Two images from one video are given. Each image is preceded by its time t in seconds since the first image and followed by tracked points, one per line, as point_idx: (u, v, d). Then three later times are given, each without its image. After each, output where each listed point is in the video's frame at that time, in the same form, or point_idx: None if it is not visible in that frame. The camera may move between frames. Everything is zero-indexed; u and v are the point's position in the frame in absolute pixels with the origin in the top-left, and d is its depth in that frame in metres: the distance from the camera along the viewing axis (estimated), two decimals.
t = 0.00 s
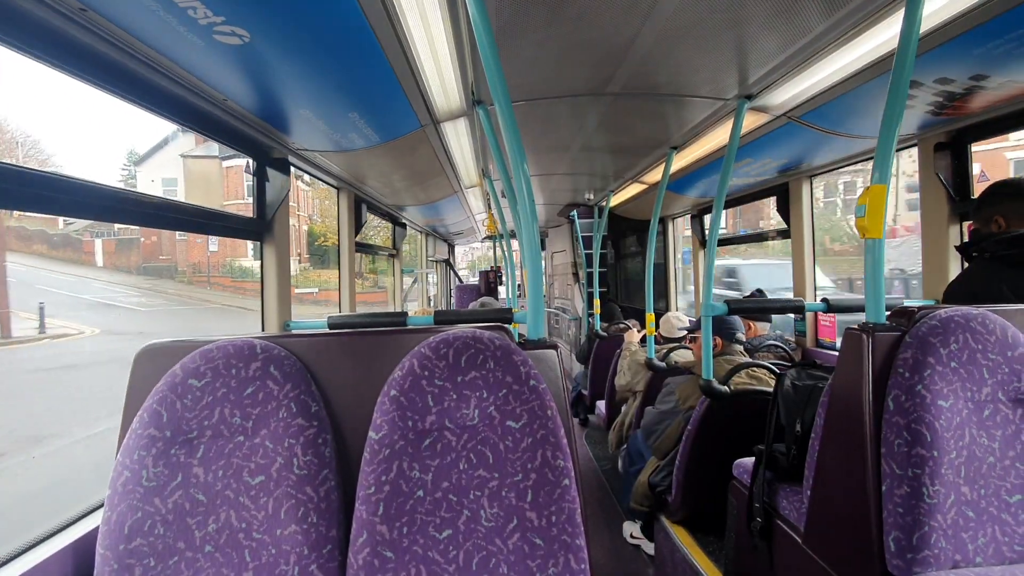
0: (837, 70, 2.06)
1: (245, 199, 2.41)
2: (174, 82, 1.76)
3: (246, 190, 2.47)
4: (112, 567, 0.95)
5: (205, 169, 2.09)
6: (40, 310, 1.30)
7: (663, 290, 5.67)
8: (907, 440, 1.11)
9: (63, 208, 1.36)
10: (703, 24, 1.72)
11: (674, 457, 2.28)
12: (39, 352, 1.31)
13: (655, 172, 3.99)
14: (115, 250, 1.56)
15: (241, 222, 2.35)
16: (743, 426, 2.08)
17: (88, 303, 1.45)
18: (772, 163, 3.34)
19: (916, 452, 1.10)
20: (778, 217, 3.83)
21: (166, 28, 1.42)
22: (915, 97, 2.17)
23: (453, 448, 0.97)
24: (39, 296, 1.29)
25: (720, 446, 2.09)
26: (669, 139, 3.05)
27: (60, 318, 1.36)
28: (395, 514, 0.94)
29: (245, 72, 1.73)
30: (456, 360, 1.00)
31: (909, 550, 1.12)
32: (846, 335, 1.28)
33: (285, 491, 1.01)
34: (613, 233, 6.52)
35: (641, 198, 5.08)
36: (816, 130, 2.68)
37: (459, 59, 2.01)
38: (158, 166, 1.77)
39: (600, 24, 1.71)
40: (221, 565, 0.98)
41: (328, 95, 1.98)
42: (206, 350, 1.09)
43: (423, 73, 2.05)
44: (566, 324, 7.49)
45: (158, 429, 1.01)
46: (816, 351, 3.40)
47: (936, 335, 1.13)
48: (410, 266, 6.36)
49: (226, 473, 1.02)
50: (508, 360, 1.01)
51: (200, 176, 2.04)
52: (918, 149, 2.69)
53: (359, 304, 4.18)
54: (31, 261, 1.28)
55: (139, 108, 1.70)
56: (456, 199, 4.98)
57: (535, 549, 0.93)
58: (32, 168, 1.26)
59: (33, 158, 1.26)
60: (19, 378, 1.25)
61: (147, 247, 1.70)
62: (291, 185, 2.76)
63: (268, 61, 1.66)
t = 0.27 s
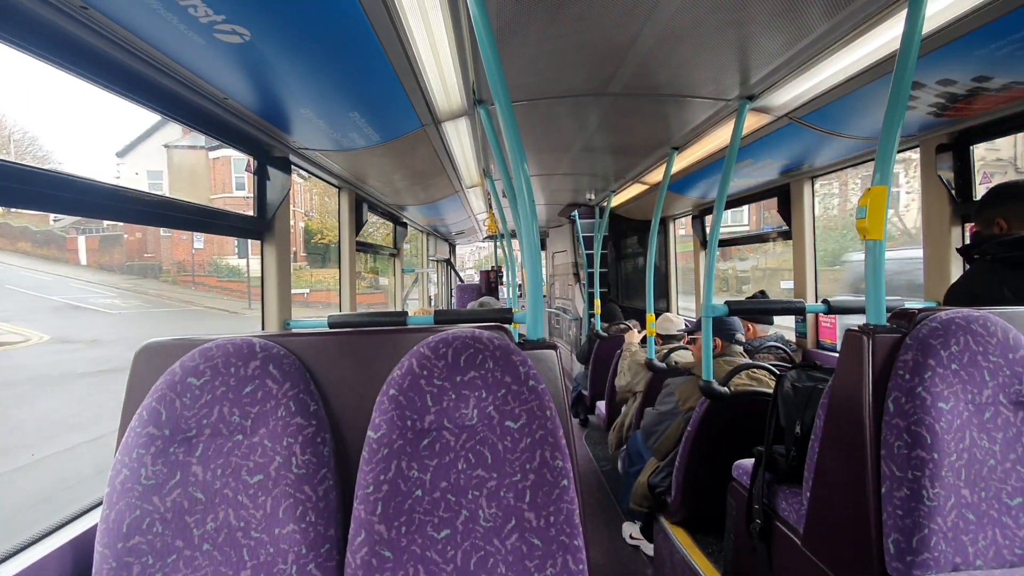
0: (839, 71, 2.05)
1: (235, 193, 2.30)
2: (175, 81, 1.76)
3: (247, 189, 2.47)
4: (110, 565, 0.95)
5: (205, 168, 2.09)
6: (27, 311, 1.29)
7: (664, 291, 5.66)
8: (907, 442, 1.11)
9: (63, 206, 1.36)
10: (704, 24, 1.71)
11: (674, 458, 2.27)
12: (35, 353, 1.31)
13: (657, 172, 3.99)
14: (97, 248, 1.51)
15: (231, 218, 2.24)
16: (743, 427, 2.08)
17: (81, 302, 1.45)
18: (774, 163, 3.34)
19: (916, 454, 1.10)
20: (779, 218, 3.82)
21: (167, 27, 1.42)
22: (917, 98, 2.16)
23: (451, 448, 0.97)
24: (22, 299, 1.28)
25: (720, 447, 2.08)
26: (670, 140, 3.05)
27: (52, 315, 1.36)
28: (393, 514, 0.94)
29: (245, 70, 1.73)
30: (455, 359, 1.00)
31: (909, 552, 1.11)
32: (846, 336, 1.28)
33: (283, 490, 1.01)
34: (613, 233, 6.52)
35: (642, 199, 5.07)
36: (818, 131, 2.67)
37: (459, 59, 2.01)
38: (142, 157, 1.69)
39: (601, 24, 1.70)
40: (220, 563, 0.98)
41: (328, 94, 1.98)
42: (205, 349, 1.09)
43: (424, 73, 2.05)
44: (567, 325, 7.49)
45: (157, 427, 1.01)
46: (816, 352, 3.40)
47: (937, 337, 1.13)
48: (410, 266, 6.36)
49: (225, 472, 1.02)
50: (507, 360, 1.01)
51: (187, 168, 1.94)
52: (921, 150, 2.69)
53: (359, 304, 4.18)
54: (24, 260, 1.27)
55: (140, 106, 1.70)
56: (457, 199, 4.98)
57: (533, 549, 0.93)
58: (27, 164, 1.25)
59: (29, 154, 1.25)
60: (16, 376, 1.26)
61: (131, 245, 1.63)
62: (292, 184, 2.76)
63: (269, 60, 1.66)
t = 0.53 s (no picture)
0: (840, 70, 2.05)
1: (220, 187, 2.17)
2: (175, 81, 1.76)
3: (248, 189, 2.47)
4: (111, 565, 0.95)
5: (206, 169, 2.09)
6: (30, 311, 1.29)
7: (665, 290, 5.66)
8: (908, 443, 1.11)
9: (65, 207, 1.36)
10: (704, 24, 1.71)
11: (675, 458, 2.27)
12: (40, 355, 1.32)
13: (657, 172, 3.98)
14: (77, 246, 1.43)
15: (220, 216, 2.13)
16: (745, 428, 2.07)
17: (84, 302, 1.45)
18: (775, 163, 3.33)
19: (917, 455, 1.10)
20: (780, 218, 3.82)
21: (166, 28, 1.42)
22: (919, 97, 2.16)
23: (451, 449, 0.97)
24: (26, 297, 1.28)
25: (721, 448, 2.08)
26: (670, 140, 3.05)
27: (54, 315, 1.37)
28: (393, 514, 0.94)
29: (245, 71, 1.73)
30: (455, 360, 1.00)
31: (910, 553, 1.11)
32: (847, 336, 1.27)
33: (283, 490, 1.01)
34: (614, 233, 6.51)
35: (643, 198, 5.07)
36: (819, 130, 2.67)
37: (459, 59, 2.01)
38: (122, 149, 1.60)
39: (602, 24, 1.70)
40: (220, 563, 0.98)
41: (328, 94, 1.98)
42: (205, 349, 1.09)
43: (424, 73, 2.05)
44: (568, 324, 7.48)
45: (157, 427, 1.01)
46: (818, 352, 3.39)
47: (938, 338, 1.12)
48: (411, 265, 6.37)
49: (225, 472, 1.02)
50: (507, 361, 1.01)
51: (169, 160, 1.83)
52: (922, 150, 2.68)
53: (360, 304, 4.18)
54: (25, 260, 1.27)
55: (140, 107, 1.70)
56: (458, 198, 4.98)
57: (533, 550, 0.93)
58: (24, 165, 1.24)
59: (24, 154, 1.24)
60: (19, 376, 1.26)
61: (111, 242, 1.54)
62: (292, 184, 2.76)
63: (269, 61, 1.66)
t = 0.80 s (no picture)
0: (842, 68, 2.04)
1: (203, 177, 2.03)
2: (177, 82, 1.77)
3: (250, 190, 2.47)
4: (115, 564, 0.96)
5: (207, 169, 2.09)
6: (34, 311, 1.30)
7: (667, 290, 5.65)
8: (911, 441, 1.10)
9: (65, 207, 1.36)
10: (705, 22, 1.71)
11: (677, 458, 2.27)
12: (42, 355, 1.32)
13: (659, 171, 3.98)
14: (51, 242, 1.34)
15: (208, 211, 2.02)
16: (747, 427, 2.07)
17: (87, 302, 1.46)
18: (777, 162, 3.32)
19: (921, 453, 1.09)
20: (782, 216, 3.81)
21: (168, 28, 1.42)
22: (921, 95, 2.15)
23: (454, 447, 0.97)
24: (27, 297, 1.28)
25: (723, 447, 2.08)
26: (672, 139, 3.04)
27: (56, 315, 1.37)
28: (396, 513, 0.94)
29: (246, 70, 1.73)
30: (458, 359, 1.00)
31: (914, 552, 1.11)
32: (850, 335, 1.27)
33: (286, 489, 1.02)
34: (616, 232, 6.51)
35: (644, 198, 5.06)
36: (821, 129, 2.66)
37: (460, 58, 2.01)
38: (99, 138, 1.50)
39: (603, 22, 1.70)
40: (224, 562, 0.99)
41: (329, 94, 1.98)
42: (208, 349, 1.09)
43: (425, 73, 2.05)
44: (569, 324, 7.48)
45: (160, 427, 1.02)
46: (820, 351, 3.39)
47: (942, 336, 1.12)
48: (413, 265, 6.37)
49: (228, 472, 1.02)
50: (509, 359, 1.01)
51: (144, 146, 1.70)
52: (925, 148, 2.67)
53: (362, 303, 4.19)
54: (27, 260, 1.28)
55: (142, 108, 1.71)
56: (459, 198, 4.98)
57: (536, 549, 0.93)
58: (20, 163, 1.23)
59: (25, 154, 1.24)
60: (23, 375, 1.27)
61: (84, 237, 1.45)
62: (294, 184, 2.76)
63: (271, 61, 1.66)
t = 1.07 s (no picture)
0: (844, 64, 2.03)
1: (175, 166, 1.86)
2: (178, 84, 1.78)
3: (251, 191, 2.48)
4: (119, 566, 0.96)
5: (208, 171, 2.10)
6: (35, 313, 1.30)
7: (669, 288, 5.64)
8: (916, 440, 1.10)
9: (61, 209, 1.36)
10: (706, 20, 1.70)
11: (681, 457, 2.26)
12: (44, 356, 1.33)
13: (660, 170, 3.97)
14: (54, 244, 1.36)
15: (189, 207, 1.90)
16: (750, 425, 2.06)
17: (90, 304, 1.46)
18: (779, 159, 3.31)
19: (926, 452, 1.09)
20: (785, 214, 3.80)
21: (168, 31, 1.43)
22: (924, 91, 2.13)
23: (455, 448, 0.96)
24: (29, 299, 1.28)
25: (726, 446, 2.07)
26: (673, 137, 3.04)
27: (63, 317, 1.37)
28: (398, 514, 0.94)
29: (246, 72, 1.73)
30: (459, 359, 1.00)
31: (919, 551, 1.10)
32: (853, 333, 1.26)
33: (289, 491, 1.02)
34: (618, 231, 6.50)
35: (646, 196, 5.05)
36: (823, 125, 2.65)
37: (460, 58, 2.00)
38: (66, 124, 1.38)
39: (603, 20, 1.69)
40: (227, 563, 0.99)
41: (329, 95, 1.98)
42: (210, 350, 1.10)
43: (425, 73, 2.05)
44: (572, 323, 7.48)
45: (163, 429, 1.02)
46: (824, 349, 3.37)
47: (946, 333, 1.11)
48: (415, 265, 6.38)
49: (231, 473, 1.02)
50: (510, 360, 1.00)
51: (111, 131, 1.56)
52: (928, 144, 2.66)
53: (364, 304, 4.20)
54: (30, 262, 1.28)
55: (143, 111, 1.71)
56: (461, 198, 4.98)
57: (539, 549, 0.93)
58: (17, 165, 1.23)
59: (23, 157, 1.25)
60: (25, 377, 1.27)
61: (52, 233, 1.35)
62: (295, 185, 2.77)
63: (270, 62, 1.66)
